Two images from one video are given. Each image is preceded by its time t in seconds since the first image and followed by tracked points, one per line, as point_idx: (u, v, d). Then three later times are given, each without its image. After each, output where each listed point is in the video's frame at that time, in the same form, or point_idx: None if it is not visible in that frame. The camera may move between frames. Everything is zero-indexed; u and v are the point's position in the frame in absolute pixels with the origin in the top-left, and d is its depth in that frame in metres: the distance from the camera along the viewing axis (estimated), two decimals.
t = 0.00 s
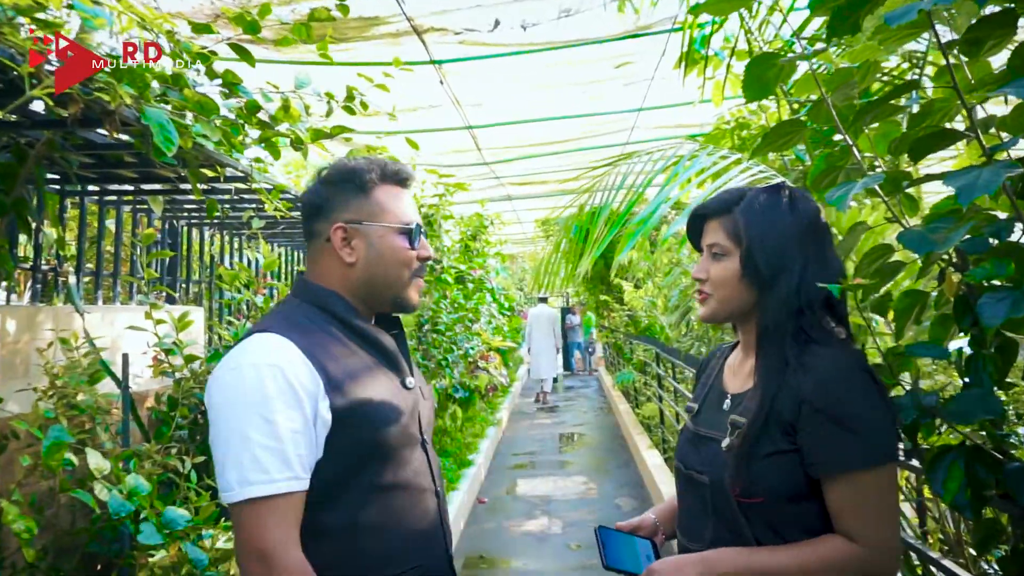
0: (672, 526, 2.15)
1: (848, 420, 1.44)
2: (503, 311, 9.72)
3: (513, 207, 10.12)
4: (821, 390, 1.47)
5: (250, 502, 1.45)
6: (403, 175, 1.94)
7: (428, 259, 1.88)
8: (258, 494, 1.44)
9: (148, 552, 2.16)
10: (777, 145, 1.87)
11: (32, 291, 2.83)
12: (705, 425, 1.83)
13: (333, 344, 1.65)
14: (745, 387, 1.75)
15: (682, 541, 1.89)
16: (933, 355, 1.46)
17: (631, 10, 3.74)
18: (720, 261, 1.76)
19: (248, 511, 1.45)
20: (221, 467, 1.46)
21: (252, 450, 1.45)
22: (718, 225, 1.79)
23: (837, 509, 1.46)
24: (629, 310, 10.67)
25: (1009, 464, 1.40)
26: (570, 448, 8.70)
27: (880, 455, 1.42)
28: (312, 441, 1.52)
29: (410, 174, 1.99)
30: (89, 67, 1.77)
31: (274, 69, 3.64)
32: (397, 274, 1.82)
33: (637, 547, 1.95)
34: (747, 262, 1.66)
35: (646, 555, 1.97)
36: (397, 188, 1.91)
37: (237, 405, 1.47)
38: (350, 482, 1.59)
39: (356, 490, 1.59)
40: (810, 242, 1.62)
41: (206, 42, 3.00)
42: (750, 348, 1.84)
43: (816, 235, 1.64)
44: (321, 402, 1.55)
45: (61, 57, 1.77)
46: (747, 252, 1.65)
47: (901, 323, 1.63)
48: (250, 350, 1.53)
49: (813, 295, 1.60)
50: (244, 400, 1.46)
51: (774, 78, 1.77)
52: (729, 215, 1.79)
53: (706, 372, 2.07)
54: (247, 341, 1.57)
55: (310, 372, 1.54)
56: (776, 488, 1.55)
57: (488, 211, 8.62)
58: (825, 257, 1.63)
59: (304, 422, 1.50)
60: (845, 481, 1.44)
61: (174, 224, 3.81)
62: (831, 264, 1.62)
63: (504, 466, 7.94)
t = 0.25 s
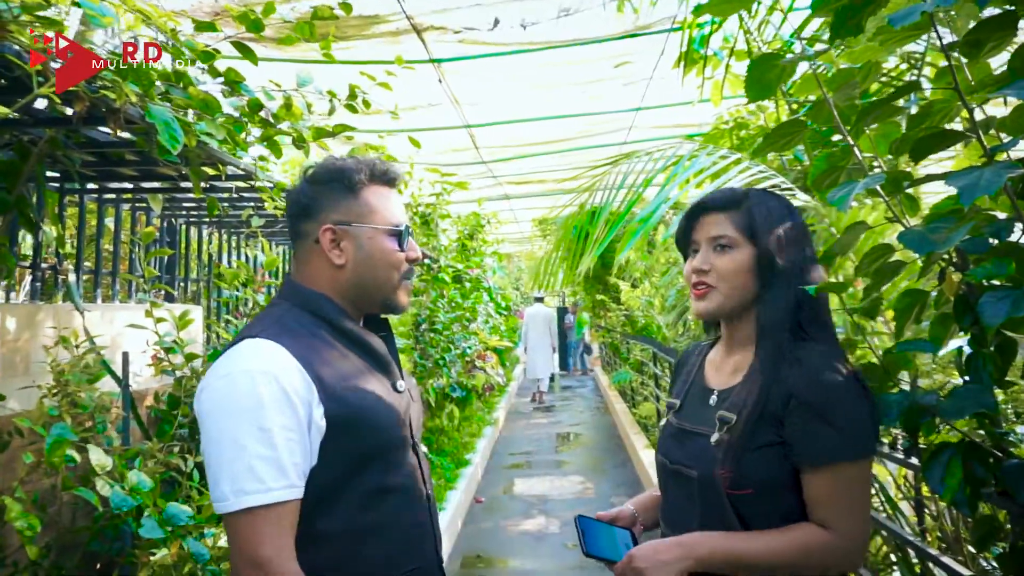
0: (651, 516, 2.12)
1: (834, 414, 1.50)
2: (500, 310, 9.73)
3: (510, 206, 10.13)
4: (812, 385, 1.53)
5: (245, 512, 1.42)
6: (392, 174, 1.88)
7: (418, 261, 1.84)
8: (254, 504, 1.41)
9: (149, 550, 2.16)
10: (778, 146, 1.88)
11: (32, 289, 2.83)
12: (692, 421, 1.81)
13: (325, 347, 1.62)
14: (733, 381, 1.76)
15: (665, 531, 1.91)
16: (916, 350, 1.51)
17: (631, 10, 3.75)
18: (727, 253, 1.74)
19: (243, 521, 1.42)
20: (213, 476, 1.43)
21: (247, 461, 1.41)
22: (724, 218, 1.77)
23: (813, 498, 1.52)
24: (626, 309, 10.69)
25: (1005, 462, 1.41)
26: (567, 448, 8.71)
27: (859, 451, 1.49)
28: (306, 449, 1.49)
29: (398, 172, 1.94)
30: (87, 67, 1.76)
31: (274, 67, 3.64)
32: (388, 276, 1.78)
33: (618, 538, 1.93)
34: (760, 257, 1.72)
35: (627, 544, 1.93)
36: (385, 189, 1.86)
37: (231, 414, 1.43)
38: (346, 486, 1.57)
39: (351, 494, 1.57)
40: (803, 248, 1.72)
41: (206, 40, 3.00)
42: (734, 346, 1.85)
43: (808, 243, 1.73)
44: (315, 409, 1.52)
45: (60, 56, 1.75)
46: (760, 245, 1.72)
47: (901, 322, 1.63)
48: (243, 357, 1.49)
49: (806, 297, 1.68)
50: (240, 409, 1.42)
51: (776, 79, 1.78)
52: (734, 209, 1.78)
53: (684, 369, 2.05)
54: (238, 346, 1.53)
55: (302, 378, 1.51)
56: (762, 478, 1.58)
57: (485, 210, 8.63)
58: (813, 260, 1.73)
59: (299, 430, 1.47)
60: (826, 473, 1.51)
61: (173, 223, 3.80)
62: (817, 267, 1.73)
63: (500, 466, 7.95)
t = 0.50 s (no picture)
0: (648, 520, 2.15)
1: (825, 410, 1.59)
2: (495, 309, 9.75)
3: (506, 205, 10.15)
4: (804, 384, 1.61)
5: (234, 514, 1.40)
6: (389, 174, 1.89)
7: (415, 259, 1.85)
8: (242, 505, 1.39)
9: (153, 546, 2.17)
10: (779, 147, 1.91)
11: (34, 287, 2.83)
12: (687, 422, 1.83)
13: (323, 352, 1.61)
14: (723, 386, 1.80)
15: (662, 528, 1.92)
16: (912, 366, 1.53)
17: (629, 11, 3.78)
18: (717, 268, 1.82)
19: (234, 523, 1.40)
20: (203, 478, 1.41)
21: (235, 464, 1.39)
22: (713, 232, 1.84)
23: (811, 490, 1.60)
24: (620, 308, 10.73)
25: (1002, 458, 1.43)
26: (561, 446, 8.74)
27: (850, 443, 1.57)
28: (297, 452, 1.47)
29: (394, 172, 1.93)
30: (89, 68, 1.75)
31: (274, 66, 3.65)
32: (384, 275, 1.79)
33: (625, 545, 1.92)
34: (747, 272, 1.81)
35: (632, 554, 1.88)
36: (381, 188, 1.86)
37: (222, 419, 1.41)
38: (344, 487, 1.56)
39: (348, 494, 1.56)
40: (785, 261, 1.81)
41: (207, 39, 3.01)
42: (717, 352, 1.90)
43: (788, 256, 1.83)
44: (308, 411, 1.50)
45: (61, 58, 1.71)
46: (748, 260, 1.81)
47: (900, 321, 1.65)
48: (232, 361, 1.47)
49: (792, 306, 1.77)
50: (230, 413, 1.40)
51: (778, 81, 1.81)
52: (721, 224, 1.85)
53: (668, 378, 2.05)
54: (231, 351, 1.52)
55: (296, 382, 1.50)
56: (762, 476, 1.63)
57: (480, 209, 8.65)
58: (791, 274, 1.83)
59: (289, 433, 1.45)
60: (822, 465, 1.59)
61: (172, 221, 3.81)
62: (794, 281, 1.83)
63: (495, 464, 7.97)
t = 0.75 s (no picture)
0: (643, 511, 2.17)
1: (812, 401, 1.63)
2: (487, 308, 9.78)
3: (498, 204, 10.18)
4: (791, 376, 1.65)
5: (244, 504, 1.44)
6: (392, 170, 1.92)
7: (421, 249, 1.83)
8: (251, 497, 1.43)
9: (158, 542, 2.19)
10: (779, 151, 1.95)
11: (35, 285, 2.84)
12: (679, 414, 1.83)
13: (339, 351, 1.64)
14: (716, 380, 1.80)
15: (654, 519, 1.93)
16: (909, 356, 1.54)
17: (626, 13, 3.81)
18: (699, 273, 1.81)
19: (245, 513, 1.45)
20: (218, 469, 1.46)
21: (247, 456, 1.44)
22: (693, 238, 1.84)
23: (803, 477, 1.63)
24: (612, 307, 10.78)
25: (996, 454, 1.47)
26: (553, 445, 8.78)
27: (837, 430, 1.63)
28: (309, 448, 1.50)
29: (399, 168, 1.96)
30: (89, 67, 1.79)
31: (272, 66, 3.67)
32: (387, 265, 1.79)
33: (624, 534, 1.95)
34: (727, 274, 1.81)
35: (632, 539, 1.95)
36: (385, 184, 1.88)
37: (237, 413, 1.46)
38: (355, 482, 1.57)
39: (359, 488, 1.57)
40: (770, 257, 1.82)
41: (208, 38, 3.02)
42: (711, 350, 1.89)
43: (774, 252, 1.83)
44: (320, 407, 1.53)
45: (61, 57, 1.75)
46: (726, 262, 1.80)
47: (896, 320, 1.69)
48: (248, 358, 1.51)
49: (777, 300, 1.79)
50: (243, 407, 1.45)
51: (778, 86, 1.85)
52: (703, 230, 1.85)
53: (661, 375, 2.04)
54: (251, 347, 1.56)
55: (308, 378, 1.52)
56: (754, 466, 1.66)
57: (473, 208, 8.67)
58: (777, 271, 1.82)
59: (302, 429, 1.48)
60: (812, 453, 1.62)
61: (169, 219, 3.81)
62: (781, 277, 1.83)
63: (487, 462, 8.00)
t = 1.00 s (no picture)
0: (638, 504, 2.22)
1: (793, 397, 1.65)
2: (477, 307, 9.81)
3: (488, 203, 10.22)
4: (772, 373, 1.67)
5: (278, 486, 1.50)
6: (417, 174, 1.93)
7: (439, 249, 1.82)
8: (283, 479, 1.48)
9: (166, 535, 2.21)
10: (778, 154, 1.99)
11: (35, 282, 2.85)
12: (671, 411, 1.88)
13: (366, 343, 1.68)
14: (705, 378, 1.85)
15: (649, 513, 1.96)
16: (901, 363, 1.60)
17: (621, 16, 3.86)
18: (693, 271, 1.84)
19: (278, 495, 1.50)
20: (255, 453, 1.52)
21: (280, 441, 1.49)
22: (687, 236, 1.87)
23: (785, 470, 1.66)
24: (601, 307, 10.84)
25: (987, 448, 1.52)
26: (543, 443, 8.83)
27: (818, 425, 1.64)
28: (337, 434, 1.54)
29: (424, 170, 1.97)
30: (88, 67, 1.80)
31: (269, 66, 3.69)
32: (405, 267, 1.79)
33: (616, 524, 1.98)
34: (718, 273, 1.83)
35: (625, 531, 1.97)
36: (408, 185, 1.90)
37: (270, 401, 1.51)
38: (382, 468, 1.61)
39: (385, 474, 1.62)
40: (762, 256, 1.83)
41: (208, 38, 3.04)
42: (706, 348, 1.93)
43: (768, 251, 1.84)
44: (348, 396, 1.57)
45: (61, 57, 1.74)
46: (718, 261, 1.83)
47: (890, 319, 1.74)
48: (281, 350, 1.56)
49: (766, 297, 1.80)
50: (276, 395, 1.50)
51: (777, 90, 1.90)
52: (697, 229, 1.88)
53: (655, 371, 2.08)
54: (285, 340, 1.61)
55: (335, 368, 1.57)
56: (739, 460, 1.69)
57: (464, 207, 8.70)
58: (770, 269, 1.84)
59: (331, 416, 1.53)
60: (793, 447, 1.65)
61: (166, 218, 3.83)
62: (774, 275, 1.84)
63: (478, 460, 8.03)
